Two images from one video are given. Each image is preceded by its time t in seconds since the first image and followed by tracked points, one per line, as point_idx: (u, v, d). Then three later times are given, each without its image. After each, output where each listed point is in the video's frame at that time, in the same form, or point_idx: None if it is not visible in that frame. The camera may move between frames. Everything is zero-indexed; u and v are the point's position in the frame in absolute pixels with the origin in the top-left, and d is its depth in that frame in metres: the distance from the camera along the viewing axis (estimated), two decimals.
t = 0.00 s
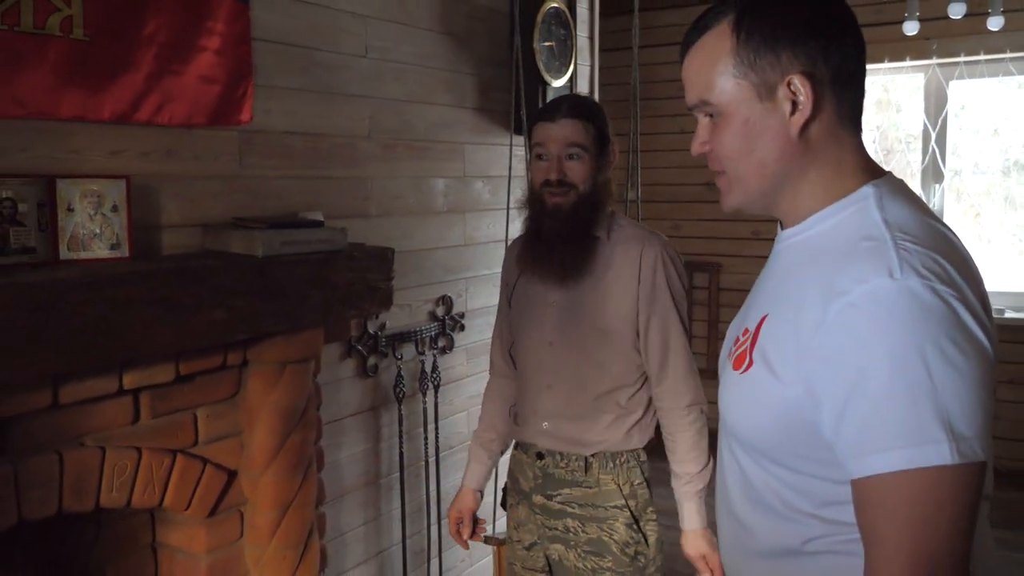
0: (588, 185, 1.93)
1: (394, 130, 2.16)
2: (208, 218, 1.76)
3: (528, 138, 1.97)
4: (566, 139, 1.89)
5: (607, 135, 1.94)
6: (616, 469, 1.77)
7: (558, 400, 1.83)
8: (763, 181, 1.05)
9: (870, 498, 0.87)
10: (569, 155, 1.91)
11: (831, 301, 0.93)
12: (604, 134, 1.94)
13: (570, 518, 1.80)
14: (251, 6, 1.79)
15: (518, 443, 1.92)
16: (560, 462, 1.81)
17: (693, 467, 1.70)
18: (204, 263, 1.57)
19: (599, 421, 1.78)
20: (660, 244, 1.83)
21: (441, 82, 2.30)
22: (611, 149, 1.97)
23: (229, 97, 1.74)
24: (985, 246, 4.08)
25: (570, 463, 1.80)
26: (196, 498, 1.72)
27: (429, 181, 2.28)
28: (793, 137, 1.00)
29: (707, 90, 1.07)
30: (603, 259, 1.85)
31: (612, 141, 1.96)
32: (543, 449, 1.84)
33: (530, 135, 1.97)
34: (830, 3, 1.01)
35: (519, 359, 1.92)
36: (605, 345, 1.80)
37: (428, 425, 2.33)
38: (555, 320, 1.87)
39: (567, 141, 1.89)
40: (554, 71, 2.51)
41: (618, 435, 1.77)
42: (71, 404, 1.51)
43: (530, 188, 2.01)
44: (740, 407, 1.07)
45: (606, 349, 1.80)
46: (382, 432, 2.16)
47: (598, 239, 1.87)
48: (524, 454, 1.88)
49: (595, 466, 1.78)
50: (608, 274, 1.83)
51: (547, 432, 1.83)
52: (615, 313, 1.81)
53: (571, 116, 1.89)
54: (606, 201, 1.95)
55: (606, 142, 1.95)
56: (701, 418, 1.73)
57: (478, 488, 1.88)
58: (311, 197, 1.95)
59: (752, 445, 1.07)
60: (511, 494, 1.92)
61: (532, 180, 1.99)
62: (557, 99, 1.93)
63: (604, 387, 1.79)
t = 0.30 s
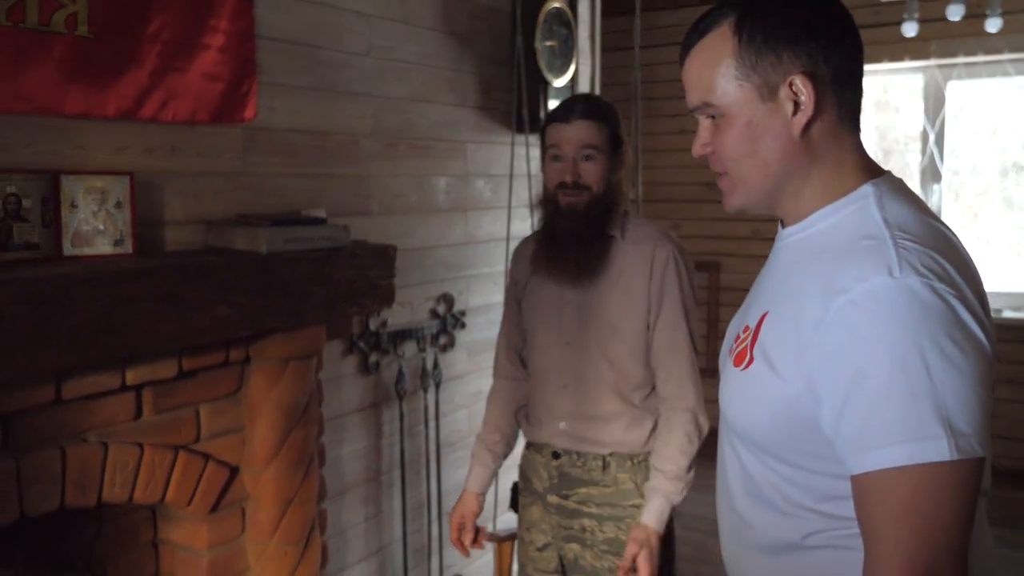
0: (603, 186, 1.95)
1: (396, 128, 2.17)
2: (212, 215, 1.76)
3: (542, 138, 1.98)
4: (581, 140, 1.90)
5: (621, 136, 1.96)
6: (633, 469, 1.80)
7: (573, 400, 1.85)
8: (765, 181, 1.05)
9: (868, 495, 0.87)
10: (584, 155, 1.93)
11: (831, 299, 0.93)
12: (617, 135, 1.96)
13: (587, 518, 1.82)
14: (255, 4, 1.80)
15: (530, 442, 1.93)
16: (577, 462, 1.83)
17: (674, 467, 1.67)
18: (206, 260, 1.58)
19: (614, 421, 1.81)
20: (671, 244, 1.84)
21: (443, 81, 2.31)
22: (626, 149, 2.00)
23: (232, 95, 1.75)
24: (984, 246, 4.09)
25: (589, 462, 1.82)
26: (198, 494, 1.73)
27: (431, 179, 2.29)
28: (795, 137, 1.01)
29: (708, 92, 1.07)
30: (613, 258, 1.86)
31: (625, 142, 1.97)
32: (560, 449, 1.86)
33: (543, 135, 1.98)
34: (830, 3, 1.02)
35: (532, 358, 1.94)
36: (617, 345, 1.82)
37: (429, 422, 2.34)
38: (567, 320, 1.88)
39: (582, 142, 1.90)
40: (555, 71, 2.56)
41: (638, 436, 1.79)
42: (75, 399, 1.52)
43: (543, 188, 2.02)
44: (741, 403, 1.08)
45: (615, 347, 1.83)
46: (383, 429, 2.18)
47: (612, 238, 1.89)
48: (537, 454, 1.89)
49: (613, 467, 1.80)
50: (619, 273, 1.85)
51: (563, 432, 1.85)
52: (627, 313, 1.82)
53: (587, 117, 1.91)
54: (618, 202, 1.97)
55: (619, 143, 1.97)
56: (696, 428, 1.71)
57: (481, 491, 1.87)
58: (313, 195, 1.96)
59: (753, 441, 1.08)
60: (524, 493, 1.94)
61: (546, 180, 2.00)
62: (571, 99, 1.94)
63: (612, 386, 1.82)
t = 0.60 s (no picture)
0: (611, 185, 1.96)
1: (396, 126, 2.18)
2: (213, 212, 1.77)
3: (550, 136, 1.99)
4: (589, 139, 1.91)
5: (629, 135, 1.96)
6: (636, 470, 1.80)
7: (578, 398, 1.86)
8: (768, 179, 1.06)
9: (867, 490, 0.88)
10: (592, 154, 1.94)
11: (832, 297, 0.94)
12: (626, 135, 1.96)
13: (589, 519, 1.82)
14: (256, 1, 1.80)
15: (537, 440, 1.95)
16: (580, 462, 1.84)
17: (676, 467, 1.66)
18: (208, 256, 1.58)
19: (617, 421, 1.82)
20: (678, 244, 1.84)
21: (443, 79, 2.32)
22: (635, 147, 2.00)
23: (233, 92, 1.76)
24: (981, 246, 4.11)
25: (591, 462, 1.83)
26: (198, 490, 1.74)
27: (431, 176, 2.30)
28: (798, 136, 1.02)
29: (711, 91, 1.07)
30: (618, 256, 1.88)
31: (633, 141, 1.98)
32: (563, 448, 1.87)
33: (552, 133, 1.99)
34: (831, 3, 1.03)
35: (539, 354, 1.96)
36: (620, 344, 1.83)
37: (429, 419, 2.35)
38: (574, 318, 1.90)
39: (590, 140, 1.91)
40: (555, 70, 2.56)
41: (640, 439, 1.80)
42: (76, 395, 1.52)
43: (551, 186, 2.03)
44: (741, 399, 1.08)
45: (618, 346, 1.83)
46: (383, 425, 2.19)
47: (616, 237, 1.90)
48: (543, 453, 1.91)
49: (614, 467, 1.81)
50: (621, 271, 1.87)
51: (569, 429, 1.86)
52: (631, 312, 1.83)
53: (595, 116, 1.91)
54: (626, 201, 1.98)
55: (627, 142, 1.98)
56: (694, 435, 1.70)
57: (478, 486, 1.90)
58: (314, 192, 1.97)
59: (753, 437, 1.09)
60: (528, 492, 1.95)
61: (554, 177, 2.01)
62: (580, 98, 1.95)
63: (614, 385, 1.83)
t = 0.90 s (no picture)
0: (608, 185, 1.94)
1: (395, 125, 2.17)
2: (212, 210, 1.76)
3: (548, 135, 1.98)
4: (584, 140, 1.90)
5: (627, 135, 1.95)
6: (633, 472, 1.80)
7: (578, 399, 1.87)
8: (770, 178, 1.05)
9: (866, 487, 0.88)
10: (588, 156, 1.93)
11: (832, 294, 0.94)
12: (624, 135, 1.95)
13: (586, 519, 1.84)
14: None
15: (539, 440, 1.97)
16: (577, 462, 1.85)
17: (689, 483, 1.69)
18: (207, 256, 1.58)
19: (616, 422, 1.82)
20: (682, 246, 1.84)
21: (443, 79, 2.32)
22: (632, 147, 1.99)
23: (232, 91, 1.75)
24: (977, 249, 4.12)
25: (589, 463, 1.84)
26: (196, 490, 1.73)
27: (430, 176, 2.30)
28: (800, 135, 1.02)
29: (714, 89, 1.07)
30: (618, 258, 1.88)
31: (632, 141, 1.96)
32: (562, 448, 1.89)
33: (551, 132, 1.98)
34: (832, 3, 1.03)
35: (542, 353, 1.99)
36: (619, 345, 1.83)
37: (427, 420, 2.35)
38: (575, 320, 1.91)
39: (585, 141, 1.90)
40: (554, 70, 2.56)
41: (639, 442, 1.79)
42: (75, 394, 1.51)
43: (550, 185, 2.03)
44: (741, 396, 1.08)
45: (617, 347, 1.83)
46: (381, 425, 2.19)
47: (615, 240, 1.89)
48: (545, 452, 1.93)
49: (612, 469, 1.81)
50: (621, 272, 1.87)
51: (565, 432, 1.88)
52: (631, 313, 1.83)
53: (591, 117, 1.90)
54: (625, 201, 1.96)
55: (625, 143, 1.96)
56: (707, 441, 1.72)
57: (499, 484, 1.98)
58: (312, 191, 1.96)
59: (753, 434, 1.09)
60: (529, 490, 1.97)
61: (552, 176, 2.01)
62: (580, 97, 1.95)
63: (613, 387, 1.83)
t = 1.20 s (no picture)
0: (586, 194, 1.94)
1: (388, 124, 2.17)
2: (205, 209, 1.76)
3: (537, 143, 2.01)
4: (553, 152, 1.92)
5: (602, 141, 1.92)
6: (623, 469, 1.80)
7: (571, 398, 1.88)
8: (766, 177, 1.06)
9: (861, 482, 0.88)
10: (561, 167, 1.94)
11: (828, 291, 0.94)
12: (599, 140, 1.92)
13: (576, 515, 1.84)
14: None
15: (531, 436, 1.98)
16: (568, 459, 1.86)
17: (684, 483, 1.69)
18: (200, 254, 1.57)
19: (607, 421, 1.82)
20: (680, 249, 1.84)
21: (436, 78, 2.32)
22: (612, 152, 1.94)
23: (225, 89, 1.75)
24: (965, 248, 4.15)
25: (579, 460, 1.84)
26: (188, 489, 1.72)
27: (423, 175, 2.30)
28: (796, 134, 1.02)
29: (710, 88, 1.08)
30: (609, 256, 1.89)
31: (609, 146, 1.93)
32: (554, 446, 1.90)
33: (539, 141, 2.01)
34: (826, 3, 1.04)
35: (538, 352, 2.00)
36: (613, 345, 1.83)
37: (420, 419, 2.35)
38: (570, 319, 1.92)
39: (553, 154, 1.92)
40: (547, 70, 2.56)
41: (630, 441, 1.79)
42: (66, 392, 1.50)
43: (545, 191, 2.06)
44: (737, 393, 1.09)
45: (610, 346, 1.84)
46: (373, 424, 2.18)
47: (603, 241, 1.91)
48: (536, 449, 1.94)
49: (602, 465, 1.81)
50: (614, 271, 1.87)
51: (556, 429, 1.89)
52: (623, 313, 1.83)
53: (558, 128, 1.91)
54: (609, 206, 1.93)
55: (602, 147, 1.93)
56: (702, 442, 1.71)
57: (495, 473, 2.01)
58: (305, 190, 1.96)
59: (748, 430, 1.09)
60: (522, 488, 1.97)
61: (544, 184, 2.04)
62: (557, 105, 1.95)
63: (605, 386, 1.83)
